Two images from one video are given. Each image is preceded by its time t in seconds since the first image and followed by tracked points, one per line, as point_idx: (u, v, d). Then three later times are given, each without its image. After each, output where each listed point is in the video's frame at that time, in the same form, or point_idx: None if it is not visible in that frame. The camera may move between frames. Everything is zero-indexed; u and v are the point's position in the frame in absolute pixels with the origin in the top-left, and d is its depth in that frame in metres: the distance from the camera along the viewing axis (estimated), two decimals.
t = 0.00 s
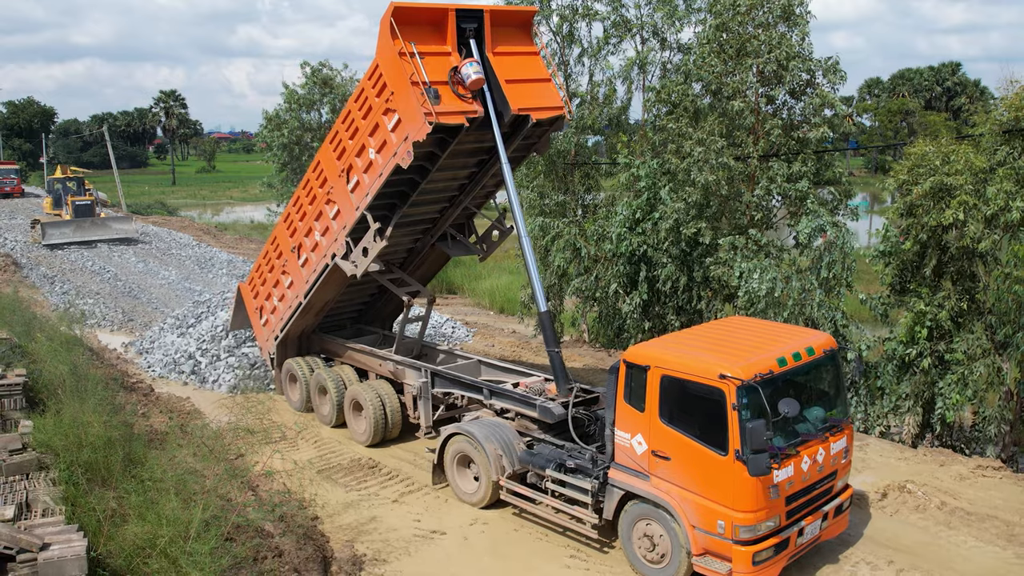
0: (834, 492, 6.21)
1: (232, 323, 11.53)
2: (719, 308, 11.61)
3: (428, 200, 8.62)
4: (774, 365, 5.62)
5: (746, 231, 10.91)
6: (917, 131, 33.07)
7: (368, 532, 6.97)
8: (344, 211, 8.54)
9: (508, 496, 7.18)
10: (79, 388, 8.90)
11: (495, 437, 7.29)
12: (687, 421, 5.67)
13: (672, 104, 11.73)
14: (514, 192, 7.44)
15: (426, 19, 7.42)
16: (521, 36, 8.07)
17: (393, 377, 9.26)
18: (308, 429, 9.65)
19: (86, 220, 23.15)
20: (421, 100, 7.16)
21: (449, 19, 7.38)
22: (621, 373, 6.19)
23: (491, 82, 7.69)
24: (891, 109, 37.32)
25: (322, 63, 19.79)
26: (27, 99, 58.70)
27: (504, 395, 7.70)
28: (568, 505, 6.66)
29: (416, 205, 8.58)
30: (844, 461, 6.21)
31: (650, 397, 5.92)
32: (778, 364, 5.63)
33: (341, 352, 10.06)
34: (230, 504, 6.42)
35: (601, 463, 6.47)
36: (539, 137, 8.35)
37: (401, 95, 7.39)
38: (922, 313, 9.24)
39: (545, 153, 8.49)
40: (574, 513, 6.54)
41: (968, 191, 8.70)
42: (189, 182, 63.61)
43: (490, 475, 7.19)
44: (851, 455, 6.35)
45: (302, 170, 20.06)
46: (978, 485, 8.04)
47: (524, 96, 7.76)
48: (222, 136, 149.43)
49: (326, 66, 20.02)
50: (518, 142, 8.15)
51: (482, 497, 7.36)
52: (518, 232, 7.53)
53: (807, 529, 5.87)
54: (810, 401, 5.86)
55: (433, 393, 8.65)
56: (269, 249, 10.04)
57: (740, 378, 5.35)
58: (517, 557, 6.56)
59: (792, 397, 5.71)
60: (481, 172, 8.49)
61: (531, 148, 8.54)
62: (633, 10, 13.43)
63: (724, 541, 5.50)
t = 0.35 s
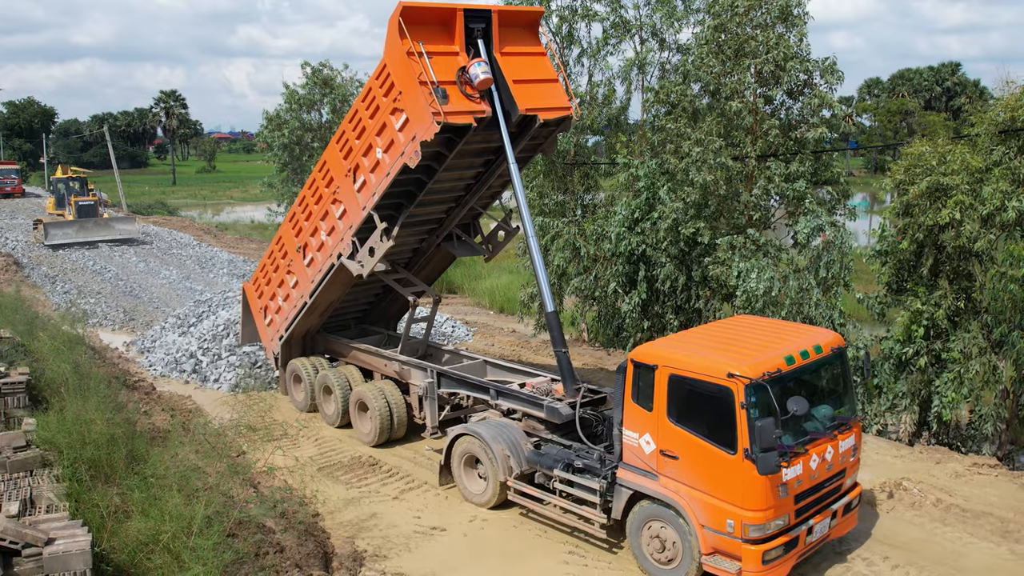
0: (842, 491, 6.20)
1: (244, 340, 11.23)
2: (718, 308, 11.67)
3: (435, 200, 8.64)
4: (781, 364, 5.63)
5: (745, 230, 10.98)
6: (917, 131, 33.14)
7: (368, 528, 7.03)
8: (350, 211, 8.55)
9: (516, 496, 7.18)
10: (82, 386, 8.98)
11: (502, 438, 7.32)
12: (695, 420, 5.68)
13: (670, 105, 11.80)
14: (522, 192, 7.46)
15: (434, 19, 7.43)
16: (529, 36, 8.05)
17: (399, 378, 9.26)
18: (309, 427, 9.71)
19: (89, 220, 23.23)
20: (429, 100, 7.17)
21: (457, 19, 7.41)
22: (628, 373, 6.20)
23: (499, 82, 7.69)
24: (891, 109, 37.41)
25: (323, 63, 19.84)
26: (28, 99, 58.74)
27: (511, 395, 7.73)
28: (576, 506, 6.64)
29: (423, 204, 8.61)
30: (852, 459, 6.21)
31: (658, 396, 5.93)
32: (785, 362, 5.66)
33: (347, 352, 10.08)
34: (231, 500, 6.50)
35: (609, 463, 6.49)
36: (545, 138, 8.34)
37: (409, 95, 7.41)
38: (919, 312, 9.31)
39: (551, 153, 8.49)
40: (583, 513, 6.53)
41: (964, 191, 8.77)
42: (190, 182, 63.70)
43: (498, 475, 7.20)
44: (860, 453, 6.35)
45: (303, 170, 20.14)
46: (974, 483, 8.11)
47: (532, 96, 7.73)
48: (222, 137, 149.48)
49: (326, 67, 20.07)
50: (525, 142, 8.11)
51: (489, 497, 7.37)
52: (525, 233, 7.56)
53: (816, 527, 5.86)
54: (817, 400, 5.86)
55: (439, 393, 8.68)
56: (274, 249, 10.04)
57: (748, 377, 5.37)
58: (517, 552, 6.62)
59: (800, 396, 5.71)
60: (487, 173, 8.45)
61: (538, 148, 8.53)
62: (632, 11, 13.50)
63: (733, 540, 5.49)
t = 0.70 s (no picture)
0: (852, 490, 6.16)
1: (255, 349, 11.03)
2: (716, 307, 11.74)
3: (441, 201, 8.59)
4: (789, 364, 5.59)
5: (742, 230, 11.05)
6: (916, 131, 33.18)
7: (368, 525, 7.10)
8: (356, 211, 8.50)
9: (524, 498, 7.15)
10: (84, 384, 9.06)
11: (511, 439, 7.28)
12: (704, 422, 5.63)
13: (668, 105, 11.89)
14: (529, 193, 7.51)
15: (441, 19, 7.41)
16: (535, 36, 8.07)
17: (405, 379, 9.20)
18: (309, 424, 9.79)
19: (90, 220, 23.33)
20: (437, 100, 7.15)
21: (464, 19, 7.39)
22: (636, 375, 6.15)
23: (506, 82, 7.70)
24: (891, 109, 37.47)
25: (323, 64, 19.89)
26: (28, 99, 58.83)
27: (519, 396, 7.66)
28: (585, 507, 6.62)
29: (429, 204, 8.54)
30: (861, 458, 6.17)
31: (666, 399, 5.88)
32: (794, 363, 5.61)
33: (351, 352, 9.99)
34: (232, 496, 6.59)
35: (619, 464, 6.41)
36: (552, 138, 8.33)
37: (416, 95, 7.38)
38: (914, 311, 9.35)
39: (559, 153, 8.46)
40: (592, 514, 6.52)
41: (959, 191, 8.84)
42: (190, 181, 63.77)
43: (507, 477, 7.18)
44: (869, 451, 6.32)
45: (303, 169, 20.23)
46: (968, 480, 8.18)
47: (539, 96, 7.76)
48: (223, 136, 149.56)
49: (327, 67, 20.13)
50: (532, 143, 8.13)
51: (497, 499, 7.35)
52: (533, 233, 7.54)
53: (827, 528, 5.81)
54: (825, 399, 5.83)
55: (445, 394, 8.55)
56: (279, 249, 10.01)
57: (757, 378, 5.32)
58: (516, 549, 6.68)
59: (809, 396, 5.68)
60: (494, 173, 8.46)
61: (545, 149, 8.53)
62: (631, 12, 13.56)
63: (744, 542, 5.43)
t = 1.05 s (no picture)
0: (870, 492, 6.13)
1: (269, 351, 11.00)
2: (713, 306, 11.81)
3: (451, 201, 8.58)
4: (810, 365, 5.56)
5: (740, 229, 11.11)
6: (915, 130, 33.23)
7: (368, 521, 7.16)
8: (365, 211, 8.46)
9: (537, 500, 7.06)
10: (85, 382, 9.13)
11: (523, 442, 7.24)
12: (724, 424, 5.59)
13: (666, 105, 11.96)
14: (541, 193, 7.45)
15: (453, 19, 7.37)
16: (546, 36, 8.02)
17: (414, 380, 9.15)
18: (309, 422, 9.85)
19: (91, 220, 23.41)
20: (449, 99, 7.11)
21: (476, 19, 7.35)
22: (654, 377, 6.11)
23: (517, 82, 7.63)
24: (890, 109, 37.52)
25: (323, 64, 19.96)
26: (28, 99, 58.90)
27: (531, 398, 7.70)
28: (600, 510, 6.54)
29: (440, 205, 8.53)
30: (879, 461, 6.14)
31: (686, 400, 5.84)
32: (814, 364, 5.58)
33: (359, 354, 9.96)
34: (232, 493, 6.68)
35: (634, 467, 6.45)
36: (563, 139, 8.28)
37: (428, 95, 7.33)
38: (910, 310, 9.43)
39: (569, 155, 8.39)
40: (607, 517, 6.44)
41: (954, 190, 8.90)
42: (190, 181, 63.85)
43: (519, 479, 7.12)
44: (887, 454, 6.28)
45: (303, 169, 20.30)
46: (963, 477, 8.24)
47: (551, 96, 7.70)
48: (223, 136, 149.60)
49: (327, 67, 20.19)
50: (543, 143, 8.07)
51: (510, 501, 7.26)
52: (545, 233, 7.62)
53: (845, 530, 5.78)
54: (845, 401, 5.79)
55: (455, 396, 8.53)
56: (286, 249, 9.99)
57: (778, 379, 5.28)
58: (516, 546, 6.72)
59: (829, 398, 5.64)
60: (504, 173, 8.43)
61: (555, 149, 8.45)
62: (630, 12, 13.64)
63: (764, 545, 5.39)
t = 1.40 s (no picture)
0: (886, 495, 6.06)
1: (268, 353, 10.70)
2: (711, 306, 11.86)
3: (459, 202, 8.43)
4: (829, 368, 5.45)
5: (738, 229, 11.17)
6: (914, 130, 33.28)
7: (367, 519, 7.21)
8: (373, 212, 8.23)
9: (549, 503, 6.97)
10: (86, 381, 9.19)
11: (535, 445, 7.10)
12: (742, 426, 5.48)
13: (665, 105, 12.03)
14: (552, 197, 7.39)
15: (463, 18, 7.19)
16: (556, 36, 7.84)
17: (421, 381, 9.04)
18: (308, 421, 9.90)
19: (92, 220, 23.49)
20: (459, 100, 6.95)
21: (486, 18, 7.15)
22: (670, 379, 5.98)
23: (527, 81, 7.46)
24: (890, 109, 37.58)
25: (323, 64, 20.01)
26: (29, 99, 58.99)
27: (542, 400, 7.52)
28: (614, 513, 6.44)
29: (448, 205, 8.38)
30: (895, 463, 6.08)
31: (703, 402, 5.72)
32: (833, 367, 5.47)
33: (365, 355, 9.86)
34: (232, 490, 6.75)
35: (649, 469, 6.31)
36: (572, 139, 8.12)
37: (438, 95, 7.14)
38: (907, 309, 9.51)
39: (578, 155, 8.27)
40: (621, 520, 6.32)
41: (950, 190, 8.95)
42: (190, 181, 63.95)
43: (531, 482, 6.99)
44: (902, 456, 6.22)
45: (303, 169, 20.37)
46: (959, 476, 8.29)
47: (562, 96, 7.52)
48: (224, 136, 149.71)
49: (327, 67, 20.24)
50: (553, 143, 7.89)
51: (522, 504, 7.17)
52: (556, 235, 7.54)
53: (863, 533, 5.71)
54: (863, 404, 5.71)
55: (463, 398, 8.35)
56: (290, 250, 9.72)
57: (797, 382, 5.18)
58: (514, 542, 6.78)
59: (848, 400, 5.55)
60: (513, 174, 8.30)
61: (564, 149, 8.32)
62: (629, 13, 13.68)
63: (782, 548, 5.30)
